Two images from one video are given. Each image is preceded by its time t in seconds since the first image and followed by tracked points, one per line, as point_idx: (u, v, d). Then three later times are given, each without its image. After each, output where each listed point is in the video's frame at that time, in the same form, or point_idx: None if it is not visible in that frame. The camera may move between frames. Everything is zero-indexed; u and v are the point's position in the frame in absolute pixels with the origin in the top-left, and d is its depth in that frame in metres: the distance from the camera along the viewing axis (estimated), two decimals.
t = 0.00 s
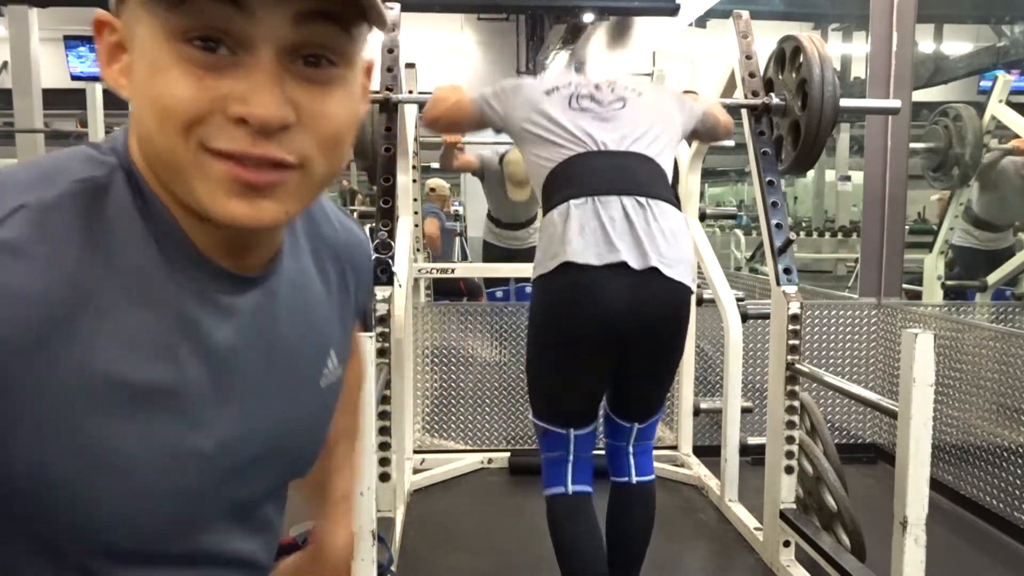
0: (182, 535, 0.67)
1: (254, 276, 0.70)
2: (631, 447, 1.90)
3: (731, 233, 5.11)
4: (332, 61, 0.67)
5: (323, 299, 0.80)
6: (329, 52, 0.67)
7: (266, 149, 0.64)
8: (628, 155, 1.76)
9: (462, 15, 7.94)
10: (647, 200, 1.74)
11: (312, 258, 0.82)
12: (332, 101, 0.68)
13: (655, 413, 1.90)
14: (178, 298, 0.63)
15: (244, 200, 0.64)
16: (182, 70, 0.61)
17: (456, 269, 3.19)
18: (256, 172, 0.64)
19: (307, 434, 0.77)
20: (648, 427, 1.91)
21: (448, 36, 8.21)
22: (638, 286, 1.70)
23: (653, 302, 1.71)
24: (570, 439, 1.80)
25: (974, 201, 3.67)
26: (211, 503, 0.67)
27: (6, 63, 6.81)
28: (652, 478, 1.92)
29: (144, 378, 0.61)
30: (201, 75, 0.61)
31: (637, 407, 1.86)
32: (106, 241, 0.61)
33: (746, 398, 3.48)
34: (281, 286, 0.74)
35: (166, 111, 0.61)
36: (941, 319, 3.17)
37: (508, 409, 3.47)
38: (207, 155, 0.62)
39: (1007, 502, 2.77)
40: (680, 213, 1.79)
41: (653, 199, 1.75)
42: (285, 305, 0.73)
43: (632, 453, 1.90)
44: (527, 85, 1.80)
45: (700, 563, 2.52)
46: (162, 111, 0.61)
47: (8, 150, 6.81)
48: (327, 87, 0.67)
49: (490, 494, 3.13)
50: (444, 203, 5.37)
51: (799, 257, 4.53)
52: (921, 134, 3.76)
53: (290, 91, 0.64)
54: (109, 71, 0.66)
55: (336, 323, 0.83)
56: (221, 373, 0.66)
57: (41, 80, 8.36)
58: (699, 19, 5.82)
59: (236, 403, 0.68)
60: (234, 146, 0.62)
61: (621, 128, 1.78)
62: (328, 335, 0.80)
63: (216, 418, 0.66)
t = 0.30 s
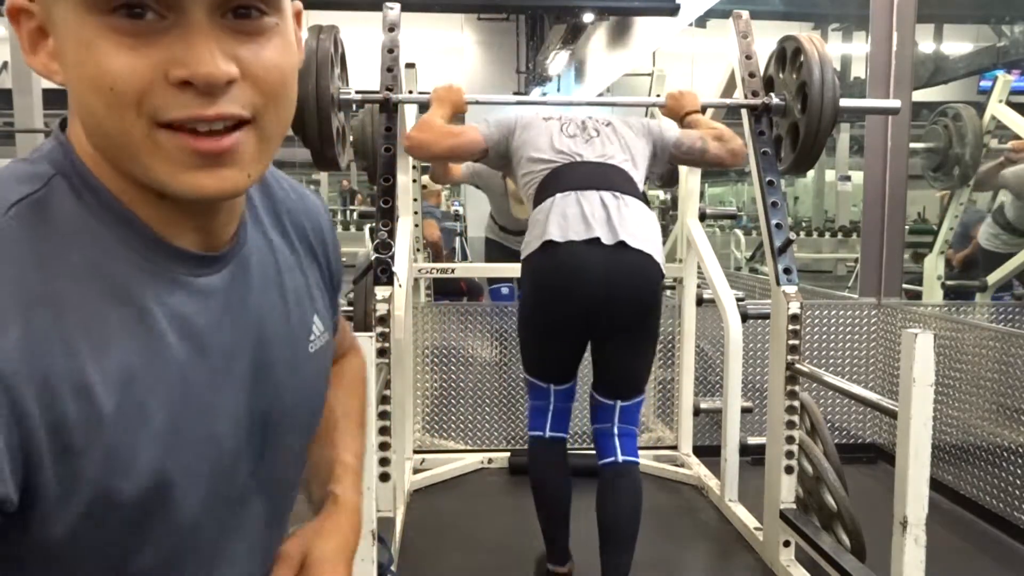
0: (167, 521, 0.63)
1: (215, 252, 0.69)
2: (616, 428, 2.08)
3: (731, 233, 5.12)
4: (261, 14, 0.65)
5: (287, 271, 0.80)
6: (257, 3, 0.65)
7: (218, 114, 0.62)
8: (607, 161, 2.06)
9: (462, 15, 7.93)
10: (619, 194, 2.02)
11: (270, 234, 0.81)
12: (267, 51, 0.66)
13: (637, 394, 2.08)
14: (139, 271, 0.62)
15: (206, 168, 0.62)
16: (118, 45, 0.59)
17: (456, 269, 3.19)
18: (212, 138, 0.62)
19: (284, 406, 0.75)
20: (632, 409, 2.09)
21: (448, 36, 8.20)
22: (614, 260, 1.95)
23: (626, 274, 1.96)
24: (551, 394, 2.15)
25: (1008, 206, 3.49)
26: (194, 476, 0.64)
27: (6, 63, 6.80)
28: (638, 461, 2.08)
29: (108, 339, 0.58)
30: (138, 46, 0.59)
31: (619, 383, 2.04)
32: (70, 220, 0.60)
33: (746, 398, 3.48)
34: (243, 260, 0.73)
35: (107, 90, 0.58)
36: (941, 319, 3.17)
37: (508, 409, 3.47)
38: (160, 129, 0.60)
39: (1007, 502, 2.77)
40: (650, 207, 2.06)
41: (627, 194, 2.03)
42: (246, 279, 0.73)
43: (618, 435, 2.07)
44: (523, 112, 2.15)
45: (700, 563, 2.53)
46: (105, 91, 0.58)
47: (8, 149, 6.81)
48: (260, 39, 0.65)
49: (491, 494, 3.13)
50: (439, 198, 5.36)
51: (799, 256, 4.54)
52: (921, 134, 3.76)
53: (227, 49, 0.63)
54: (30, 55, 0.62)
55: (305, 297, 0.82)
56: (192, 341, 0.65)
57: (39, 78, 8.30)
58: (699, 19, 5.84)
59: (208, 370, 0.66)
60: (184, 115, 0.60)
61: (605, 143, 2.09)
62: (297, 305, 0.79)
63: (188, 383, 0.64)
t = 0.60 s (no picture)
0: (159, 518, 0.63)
1: (179, 226, 0.70)
2: (603, 420, 2.08)
3: (731, 234, 5.12)
4: None
5: (263, 249, 0.79)
6: None
7: (165, 93, 0.62)
8: (587, 175, 2.16)
9: (462, 15, 7.92)
10: (597, 208, 2.11)
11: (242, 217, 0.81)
12: (211, 28, 0.66)
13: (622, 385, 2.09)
14: (96, 246, 0.62)
15: (158, 149, 0.63)
16: (57, 27, 0.58)
17: (456, 269, 3.19)
18: (162, 118, 0.63)
19: (274, 374, 0.73)
20: (619, 401, 2.10)
21: (448, 35, 8.19)
22: (584, 269, 2.02)
23: (601, 283, 2.02)
24: (542, 382, 2.24)
25: None
26: (171, 445, 0.62)
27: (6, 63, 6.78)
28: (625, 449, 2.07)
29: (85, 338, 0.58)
30: (76, 28, 0.59)
31: (602, 378, 2.07)
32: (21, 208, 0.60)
33: (746, 398, 3.48)
34: (214, 236, 0.73)
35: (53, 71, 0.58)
36: (941, 319, 3.17)
37: (507, 408, 3.47)
38: (108, 110, 0.60)
39: (1007, 502, 2.77)
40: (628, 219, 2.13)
41: (605, 206, 2.12)
42: (219, 253, 0.72)
43: (603, 425, 2.08)
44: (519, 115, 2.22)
45: (700, 563, 2.53)
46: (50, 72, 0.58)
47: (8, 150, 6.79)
48: (204, 15, 0.65)
49: (491, 495, 3.13)
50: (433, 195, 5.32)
51: (799, 257, 4.54)
52: (921, 134, 3.76)
53: (167, 28, 0.63)
54: None
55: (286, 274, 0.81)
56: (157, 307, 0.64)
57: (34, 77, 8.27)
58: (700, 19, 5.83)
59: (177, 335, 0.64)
60: (132, 96, 0.61)
61: (588, 155, 2.18)
62: (279, 281, 0.78)
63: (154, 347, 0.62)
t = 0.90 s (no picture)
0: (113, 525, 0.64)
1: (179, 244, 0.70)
2: (603, 406, 2.07)
3: (731, 234, 5.11)
4: (216, 31, 0.67)
5: (259, 274, 0.79)
6: (208, 22, 0.66)
7: (177, 134, 0.64)
8: (579, 173, 2.19)
9: (462, 15, 7.93)
10: (593, 205, 2.15)
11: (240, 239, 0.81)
12: (223, 69, 0.68)
13: (621, 373, 2.09)
14: (76, 248, 0.63)
15: (164, 183, 0.64)
16: (75, 68, 0.60)
17: (456, 269, 3.19)
18: (170, 154, 0.64)
19: (256, 387, 0.73)
20: (618, 388, 2.09)
21: (448, 35, 8.20)
22: (577, 260, 2.05)
23: (594, 276, 2.06)
24: (540, 378, 2.25)
25: None
26: (131, 449, 0.62)
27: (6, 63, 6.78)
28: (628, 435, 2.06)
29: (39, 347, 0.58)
30: (94, 71, 0.60)
31: (602, 369, 2.07)
32: None
33: (746, 398, 3.48)
34: (204, 258, 0.73)
35: (64, 110, 0.60)
36: (941, 319, 3.17)
37: (507, 408, 3.47)
38: (118, 145, 0.62)
39: (1007, 502, 2.76)
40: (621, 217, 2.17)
41: (601, 204, 2.16)
42: (203, 274, 0.72)
43: (603, 413, 2.07)
44: (518, 107, 2.22)
45: (700, 563, 2.52)
46: (60, 108, 0.60)
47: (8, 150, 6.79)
48: (215, 55, 0.67)
49: (491, 494, 3.13)
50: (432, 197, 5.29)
51: (799, 257, 4.53)
52: (921, 135, 3.77)
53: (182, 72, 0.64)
54: None
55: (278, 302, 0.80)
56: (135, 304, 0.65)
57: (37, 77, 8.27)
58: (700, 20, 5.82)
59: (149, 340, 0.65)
60: (142, 134, 0.62)
61: (582, 152, 2.19)
62: (273, 309, 0.78)
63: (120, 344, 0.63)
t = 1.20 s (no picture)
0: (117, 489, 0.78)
1: (251, 297, 0.84)
2: (606, 395, 2.05)
3: (731, 234, 5.11)
4: (357, 109, 0.79)
5: (318, 336, 0.92)
6: (351, 97, 0.78)
7: (300, 185, 0.75)
8: (578, 171, 2.19)
9: (462, 14, 7.92)
10: (593, 202, 2.16)
11: (318, 299, 0.94)
12: (355, 141, 0.79)
13: (620, 360, 2.08)
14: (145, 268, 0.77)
15: (273, 225, 0.76)
16: (230, 113, 0.73)
17: (456, 269, 3.19)
18: (287, 203, 0.76)
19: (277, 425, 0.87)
20: (618, 378, 2.07)
21: (448, 35, 8.20)
22: (575, 252, 2.07)
23: (594, 272, 2.07)
24: (539, 376, 2.25)
25: None
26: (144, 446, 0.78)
27: (6, 62, 6.77)
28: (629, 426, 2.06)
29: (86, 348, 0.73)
30: (245, 118, 0.73)
31: (602, 366, 2.06)
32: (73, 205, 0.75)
33: (746, 398, 3.48)
34: (273, 315, 0.87)
35: (212, 145, 0.73)
36: (941, 319, 3.17)
37: (507, 408, 3.47)
38: (248, 185, 0.74)
39: (1007, 502, 2.77)
40: (620, 215, 2.18)
41: (599, 202, 2.17)
42: (269, 330, 0.86)
43: (602, 399, 2.05)
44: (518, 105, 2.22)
45: (700, 563, 2.52)
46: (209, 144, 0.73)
47: (7, 150, 6.78)
48: (353, 127, 0.79)
49: (490, 494, 3.13)
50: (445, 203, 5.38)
51: (799, 257, 4.53)
52: (920, 134, 3.77)
53: (320, 133, 0.76)
54: (162, 94, 0.79)
55: (331, 356, 0.93)
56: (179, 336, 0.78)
57: (38, 78, 8.30)
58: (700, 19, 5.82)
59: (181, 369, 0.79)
60: (270, 181, 0.74)
61: (581, 151, 2.20)
62: (320, 371, 0.91)
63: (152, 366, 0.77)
